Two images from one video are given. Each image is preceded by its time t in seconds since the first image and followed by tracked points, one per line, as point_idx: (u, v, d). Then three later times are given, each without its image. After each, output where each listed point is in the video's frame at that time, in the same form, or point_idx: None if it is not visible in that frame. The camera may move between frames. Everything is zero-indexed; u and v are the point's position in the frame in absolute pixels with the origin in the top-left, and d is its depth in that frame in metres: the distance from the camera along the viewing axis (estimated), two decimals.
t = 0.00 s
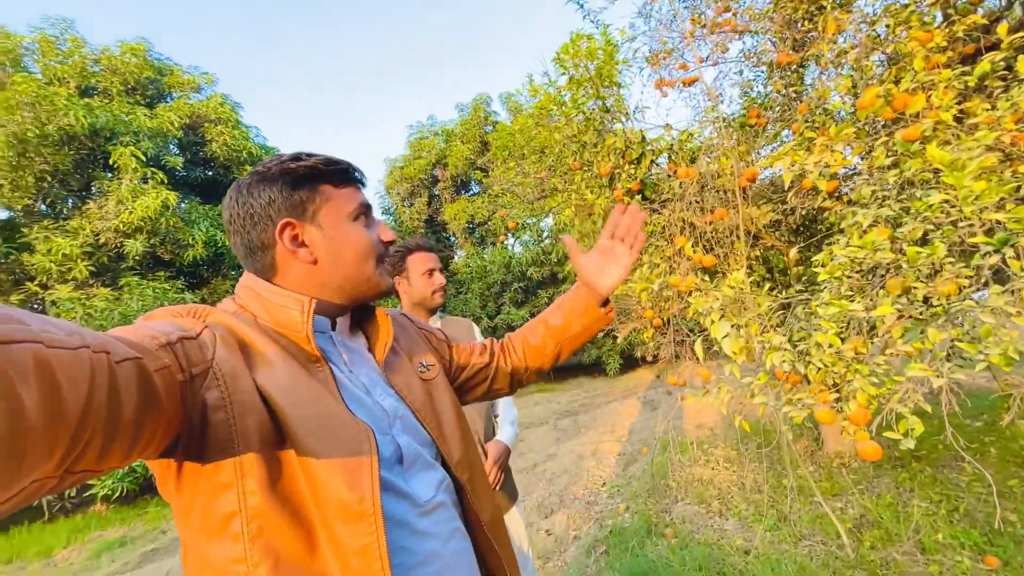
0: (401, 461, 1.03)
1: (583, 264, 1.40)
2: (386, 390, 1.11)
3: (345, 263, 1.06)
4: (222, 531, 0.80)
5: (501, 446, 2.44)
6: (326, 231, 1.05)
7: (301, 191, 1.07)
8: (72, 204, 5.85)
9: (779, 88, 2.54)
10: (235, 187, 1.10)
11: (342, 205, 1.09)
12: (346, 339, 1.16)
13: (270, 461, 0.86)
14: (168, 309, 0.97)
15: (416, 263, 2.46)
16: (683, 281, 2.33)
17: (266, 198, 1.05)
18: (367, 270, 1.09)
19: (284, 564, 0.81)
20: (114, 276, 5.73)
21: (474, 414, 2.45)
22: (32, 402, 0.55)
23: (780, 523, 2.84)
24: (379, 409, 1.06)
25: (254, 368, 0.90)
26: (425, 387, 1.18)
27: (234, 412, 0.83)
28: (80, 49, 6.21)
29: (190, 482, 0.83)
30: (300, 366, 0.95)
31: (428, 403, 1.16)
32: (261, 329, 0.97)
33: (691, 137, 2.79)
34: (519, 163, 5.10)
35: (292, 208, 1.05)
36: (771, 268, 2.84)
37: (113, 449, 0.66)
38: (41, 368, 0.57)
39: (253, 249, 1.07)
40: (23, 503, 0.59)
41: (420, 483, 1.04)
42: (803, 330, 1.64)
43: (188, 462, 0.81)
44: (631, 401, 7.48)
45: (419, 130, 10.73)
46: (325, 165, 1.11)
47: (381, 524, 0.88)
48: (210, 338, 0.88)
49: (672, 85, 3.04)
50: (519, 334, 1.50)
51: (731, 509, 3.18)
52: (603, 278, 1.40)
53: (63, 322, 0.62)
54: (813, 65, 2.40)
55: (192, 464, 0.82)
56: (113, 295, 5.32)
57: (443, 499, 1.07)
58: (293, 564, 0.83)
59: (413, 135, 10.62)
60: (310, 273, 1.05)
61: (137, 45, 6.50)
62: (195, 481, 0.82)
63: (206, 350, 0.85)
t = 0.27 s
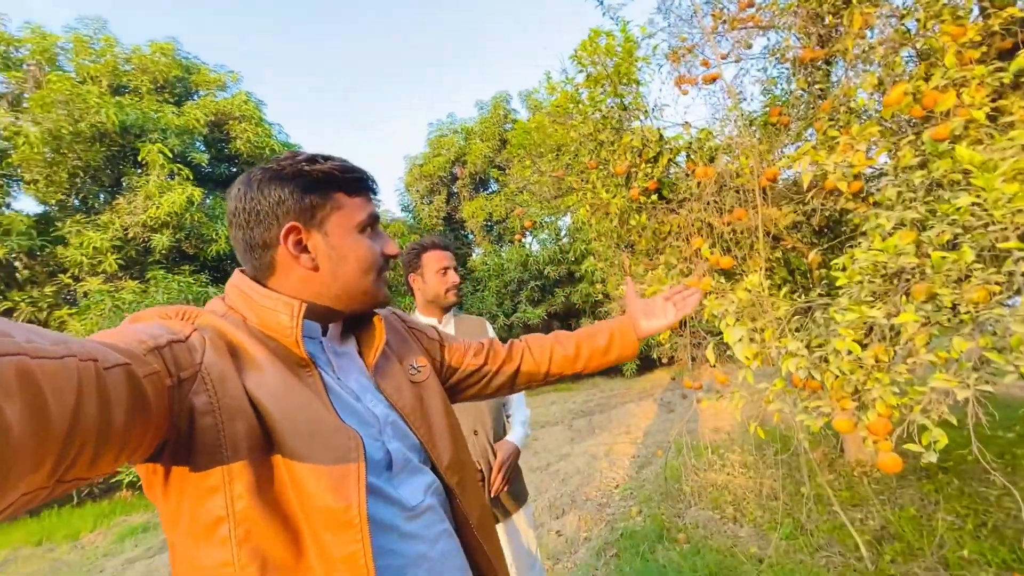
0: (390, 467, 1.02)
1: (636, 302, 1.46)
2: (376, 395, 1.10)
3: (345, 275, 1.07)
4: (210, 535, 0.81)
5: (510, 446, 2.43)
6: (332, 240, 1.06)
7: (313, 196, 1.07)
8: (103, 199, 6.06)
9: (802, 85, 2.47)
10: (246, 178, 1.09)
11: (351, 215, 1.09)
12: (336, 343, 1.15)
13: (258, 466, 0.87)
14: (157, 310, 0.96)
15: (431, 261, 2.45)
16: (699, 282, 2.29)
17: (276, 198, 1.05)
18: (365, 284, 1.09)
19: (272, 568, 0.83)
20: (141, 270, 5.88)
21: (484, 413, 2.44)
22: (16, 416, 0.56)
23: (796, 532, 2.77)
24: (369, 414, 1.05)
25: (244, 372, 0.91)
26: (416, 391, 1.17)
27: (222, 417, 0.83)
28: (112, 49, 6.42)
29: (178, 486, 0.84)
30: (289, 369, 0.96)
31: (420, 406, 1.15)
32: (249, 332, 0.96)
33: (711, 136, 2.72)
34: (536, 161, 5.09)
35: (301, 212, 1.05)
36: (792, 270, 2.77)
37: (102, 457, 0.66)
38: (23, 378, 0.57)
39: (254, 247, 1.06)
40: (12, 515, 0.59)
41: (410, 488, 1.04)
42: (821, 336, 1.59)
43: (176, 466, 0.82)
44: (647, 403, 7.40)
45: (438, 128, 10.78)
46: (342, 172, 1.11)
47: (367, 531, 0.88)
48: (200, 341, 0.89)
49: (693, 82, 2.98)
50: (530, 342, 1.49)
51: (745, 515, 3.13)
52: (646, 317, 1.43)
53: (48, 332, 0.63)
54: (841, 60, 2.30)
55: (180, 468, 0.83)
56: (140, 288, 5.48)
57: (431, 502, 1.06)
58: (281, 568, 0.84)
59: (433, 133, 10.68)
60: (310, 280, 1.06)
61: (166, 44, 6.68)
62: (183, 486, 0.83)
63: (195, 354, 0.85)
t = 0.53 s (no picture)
0: (393, 450, 1.04)
1: (640, 309, 1.50)
2: (381, 379, 1.12)
3: (356, 254, 1.09)
4: (220, 506, 0.86)
5: (526, 436, 2.45)
6: (345, 219, 1.08)
7: (327, 175, 1.09)
8: (139, 192, 6.31)
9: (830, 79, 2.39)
10: (259, 157, 1.10)
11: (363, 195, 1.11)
12: (346, 325, 1.17)
13: (268, 442, 0.90)
14: (171, 288, 1.00)
15: (452, 251, 2.46)
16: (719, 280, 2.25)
17: (290, 177, 1.07)
18: (375, 264, 1.11)
19: (278, 541, 0.86)
20: (173, 261, 6.08)
21: (502, 403, 2.45)
22: (44, 383, 0.59)
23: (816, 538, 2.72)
24: (374, 397, 1.07)
25: (256, 350, 0.94)
26: (420, 376, 1.19)
27: (234, 392, 0.87)
28: (149, 48, 6.66)
29: (192, 458, 0.88)
30: (300, 349, 0.99)
31: (422, 392, 1.16)
32: (263, 312, 1.00)
33: (735, 131, 2.67)
34: (556, 158, 5.09)
35: (314, 190, 1.07)
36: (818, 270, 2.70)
37: (122, 424, 0.70)
38: (52, 345, 0.60)
39: (266, 226, 1.08)
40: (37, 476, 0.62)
41: (412, 471, 1.06)
42: (843, 335, 1.55)
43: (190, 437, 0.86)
44: (667, 404, 7.32)
45: (462, 125, 10.84)
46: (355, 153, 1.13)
47: (371, 512, 0.91)
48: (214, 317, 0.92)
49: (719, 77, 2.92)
50: (535, 335, 1.51)
51: (764, 519, 3.07)
52: (651, 322, 1.47)
53: (74, 301, 0.66)
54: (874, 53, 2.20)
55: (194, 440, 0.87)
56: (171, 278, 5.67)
57: (432, 484, 1.08)
58: (286, 541, 0.88)
59: (457, 130, 10.75)
60: (322, 258, 1.08)
61: (200, 42, 6.89)
62: (197, 458, 0.87)
63: (210, 330, 0.88)
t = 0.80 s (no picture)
0: (380, 450, 1.07)
1: (619, 320, 1.57)
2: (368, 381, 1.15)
3: (345, 259, 1.13)
4: (200, 510, 0.87)
5: (540, 433, 2.43)
6: (336, 223, 1.12)
7: (321, 180, 1.13)
8: (175, 186, 6.56)
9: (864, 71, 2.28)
10: (253, 155, 1.13)
11: (355, 202, 1.15)
12: (332, 326, 1.20)
13: (253, 445, 0.92)
14: (157, 284, 1.02)
15: (467, 246, 2.47)
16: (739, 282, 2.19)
17: (282, 178, 1.10)
18: (363, 269, 1.16)
19: (258, 544, 0.89)
20: (206, 253, 6.29)
21: (516, 399, 2.42)
22: (31, 381, 0.62)
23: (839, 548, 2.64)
24: (361, 398, 1.10)
25: (243, 351, 0.96)
26: (406, 379, 1.23)
27: (220, 393, 0.89)
28: (186, 46, 6.87)
29: (175, 459, 0.89)
30: (287, 350, 1.02)
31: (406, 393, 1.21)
32: (249, 312, 1.03)
33: (762, 127, 2.58)
34: (579, 154, 5.04)
35: (308, 194, 1.10)
36: (846, 271, 2.60)
37: (109, 422, 0.72)
38: (38, 345, 0.63)
39: (256, 225, 1.11)
40: (25, 473, 0.66)
41: (399, 471, 1.09)
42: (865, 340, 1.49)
43: (174, 438, 0.87)
44: (689, 405, 7.19)
45: (487, 121, 10.85)
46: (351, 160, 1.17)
47: (356, 514, 0.96)
48: (202, 317, 0.94)
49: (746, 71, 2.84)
50: (516, 341, 1.58)
51: (784, 526, 3.00)
52: (627, 334, 1.54)
53: (62, 302, 0.69)
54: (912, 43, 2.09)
55: (178, 441, 0.88)
56: (203, 270, 5.85)
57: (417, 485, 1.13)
58: (266, 545, 0.90)
59: (482, 126, 10.77)
60: (312, 261, 1.12)
61: (234, 41, 7.08)
62: (180, 461, 0.88)
63: (196, 330, 0.90)
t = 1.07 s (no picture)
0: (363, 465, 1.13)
1: (611, 320, 1.57)
2: (353, 394, 1.21)
3: (333, 267, 1.18)
4: (160, 530, 0.92)
5: (564, 435, 2.40)
6: (324, 232, 1.17)
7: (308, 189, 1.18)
8: (208, 180, 6.66)
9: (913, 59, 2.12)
10: (239, 163, 1.17)
11: (343, 211, 1.20)
12: (319, 340, 1.25)
13: (225, 465, 0.98)
14: (143, 295, 1.07)
15: (482, 243, 2.42)
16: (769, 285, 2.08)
17: (271, 187, 1.14)
18: (351, 278, 1.20)
19: (213, 568, 0.93)
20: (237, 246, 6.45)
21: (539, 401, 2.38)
22: (5, 392, 0.67)
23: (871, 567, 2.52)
24: (346, 412, 1.16)
25: (224, 368, 1.02)
26: (392, 392, 1.28)
27: (194, 408, 0.94)
28: (221, 43, 7.03)
29: (149, 473, 0.95)
30: (268, 366, 1.07)
31: (392, 406, 1.26)
32: (233, 324, 1.09)
33: (798, 120, 2.44)
34: (605, 148, 4.94)
35: (296, 203, 1.15)
36: (886, 275, 2.45)
37: (86, 434, 0.77)
38: (13, 357, 0.68)
39: (243, 233, 1.15)
40: None
41: (382, 487, 1.15)
42: (908, 353, 1.38)
43: (149, 449, 0.93)
44: (716, 407, 7.00)
45: (514, 115, 10.78)
46: (338, 169, 1.22)
47: (322, 544, 1.00)
48: (184, 329, 1.00)
49: (783, 61, 2.69)
50: (506, 348, 1.60)
51: (813, 540, 2.88)
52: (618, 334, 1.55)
53: (43, 314, 0.74)
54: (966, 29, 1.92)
55: (152, 454, 0.93)
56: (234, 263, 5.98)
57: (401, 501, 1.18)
58: (221, 569, 0.95)
59: (508, 120, 10.70)
60: (300, 270, 1.17)
61: (266, 37, 7.20)
62: (150, 476, 0.94)
63: (178, 342, 0.96)
